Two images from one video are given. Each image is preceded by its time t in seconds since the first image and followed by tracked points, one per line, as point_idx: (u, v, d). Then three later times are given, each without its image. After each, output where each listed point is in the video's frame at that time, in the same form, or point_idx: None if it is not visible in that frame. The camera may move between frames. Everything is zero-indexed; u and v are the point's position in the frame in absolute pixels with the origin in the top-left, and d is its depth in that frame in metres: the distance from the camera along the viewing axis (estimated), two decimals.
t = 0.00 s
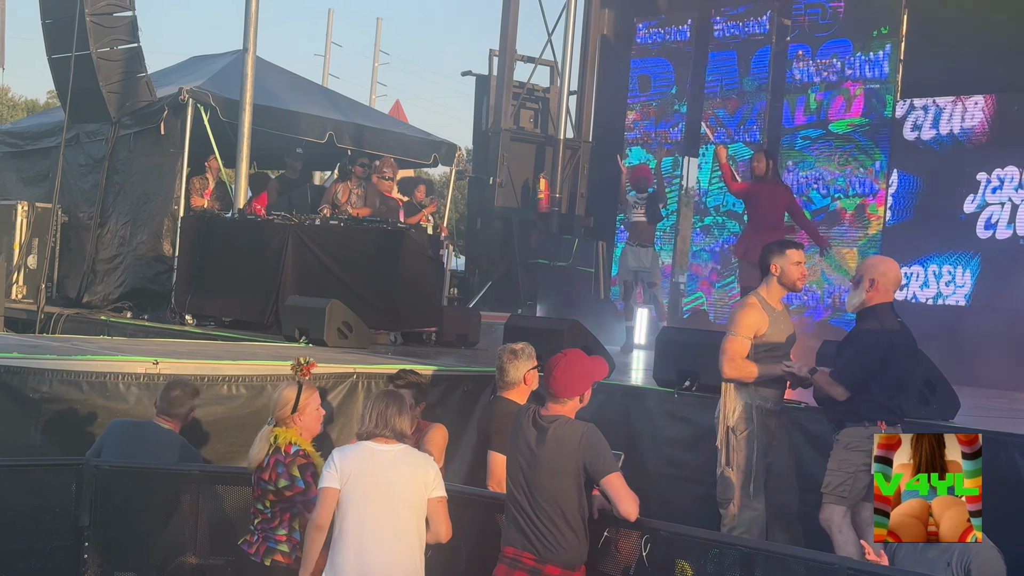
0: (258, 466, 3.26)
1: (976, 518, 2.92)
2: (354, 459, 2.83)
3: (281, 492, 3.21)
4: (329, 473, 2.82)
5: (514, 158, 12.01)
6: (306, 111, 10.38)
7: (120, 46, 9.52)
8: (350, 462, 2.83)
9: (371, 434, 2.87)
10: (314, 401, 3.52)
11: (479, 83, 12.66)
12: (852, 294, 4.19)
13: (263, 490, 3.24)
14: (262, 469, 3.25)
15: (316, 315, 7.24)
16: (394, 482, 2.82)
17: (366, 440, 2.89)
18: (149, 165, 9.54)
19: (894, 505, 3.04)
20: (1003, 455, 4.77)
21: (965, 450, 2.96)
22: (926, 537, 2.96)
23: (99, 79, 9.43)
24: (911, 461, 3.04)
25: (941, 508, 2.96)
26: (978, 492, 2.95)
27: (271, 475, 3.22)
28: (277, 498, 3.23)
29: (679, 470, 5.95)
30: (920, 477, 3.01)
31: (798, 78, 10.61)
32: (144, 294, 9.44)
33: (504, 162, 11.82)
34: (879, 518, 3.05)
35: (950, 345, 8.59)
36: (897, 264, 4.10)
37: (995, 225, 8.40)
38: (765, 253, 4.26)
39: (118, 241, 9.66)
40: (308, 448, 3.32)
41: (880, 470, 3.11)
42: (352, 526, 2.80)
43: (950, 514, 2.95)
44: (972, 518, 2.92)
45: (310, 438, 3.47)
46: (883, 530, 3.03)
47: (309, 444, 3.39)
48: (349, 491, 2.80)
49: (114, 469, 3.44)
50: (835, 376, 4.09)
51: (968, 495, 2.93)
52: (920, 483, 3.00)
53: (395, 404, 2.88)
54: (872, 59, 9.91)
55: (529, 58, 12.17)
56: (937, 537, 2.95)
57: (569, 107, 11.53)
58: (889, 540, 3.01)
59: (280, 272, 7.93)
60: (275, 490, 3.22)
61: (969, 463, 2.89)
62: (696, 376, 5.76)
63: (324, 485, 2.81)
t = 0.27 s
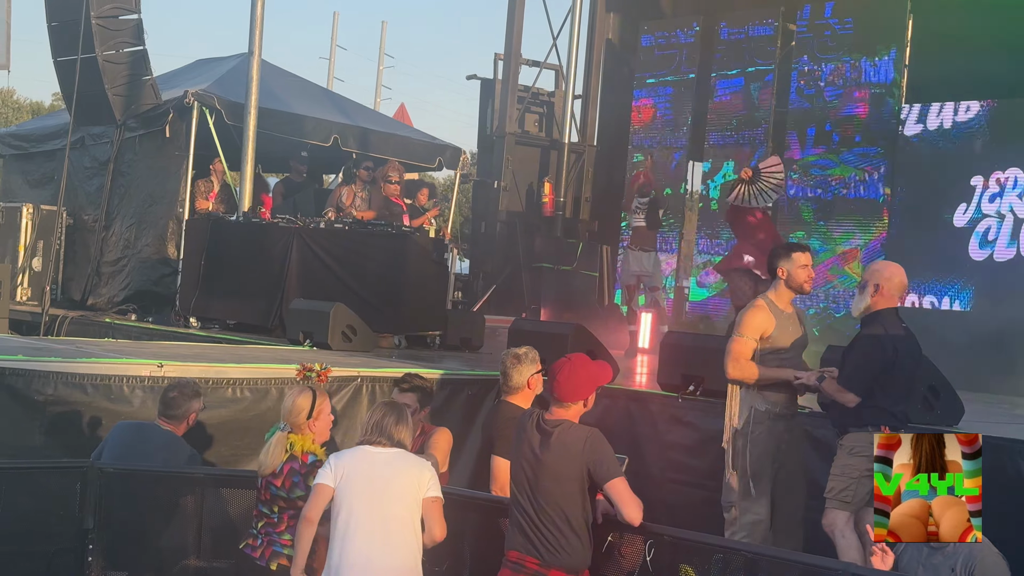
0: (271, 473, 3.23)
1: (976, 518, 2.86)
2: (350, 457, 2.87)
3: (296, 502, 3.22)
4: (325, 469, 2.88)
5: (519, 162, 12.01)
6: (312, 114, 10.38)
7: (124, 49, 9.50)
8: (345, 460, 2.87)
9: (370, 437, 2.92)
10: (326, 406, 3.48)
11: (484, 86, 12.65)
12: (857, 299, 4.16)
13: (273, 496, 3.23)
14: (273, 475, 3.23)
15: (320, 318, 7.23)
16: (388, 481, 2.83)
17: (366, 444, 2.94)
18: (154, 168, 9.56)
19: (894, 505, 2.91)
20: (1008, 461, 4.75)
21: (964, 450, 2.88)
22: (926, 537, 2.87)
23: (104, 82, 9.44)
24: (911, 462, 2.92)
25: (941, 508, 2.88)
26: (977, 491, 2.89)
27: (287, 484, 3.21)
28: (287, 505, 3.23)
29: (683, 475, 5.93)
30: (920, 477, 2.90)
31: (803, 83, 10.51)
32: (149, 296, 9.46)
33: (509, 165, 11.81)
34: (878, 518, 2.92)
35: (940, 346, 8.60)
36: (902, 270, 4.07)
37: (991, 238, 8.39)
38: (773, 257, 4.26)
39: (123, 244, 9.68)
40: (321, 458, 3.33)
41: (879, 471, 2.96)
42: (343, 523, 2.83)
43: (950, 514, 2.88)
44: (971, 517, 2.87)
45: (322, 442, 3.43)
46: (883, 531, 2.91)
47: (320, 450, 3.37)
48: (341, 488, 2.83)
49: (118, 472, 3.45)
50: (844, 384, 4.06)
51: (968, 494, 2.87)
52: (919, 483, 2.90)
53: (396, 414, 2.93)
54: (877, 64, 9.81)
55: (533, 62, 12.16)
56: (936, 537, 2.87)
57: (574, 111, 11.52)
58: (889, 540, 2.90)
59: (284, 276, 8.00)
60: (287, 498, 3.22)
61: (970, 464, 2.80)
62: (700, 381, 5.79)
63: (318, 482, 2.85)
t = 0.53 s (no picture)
0: (281, 478, 3.22)
1: (975, 517, 2.84)
2: (349, 462, 2.93)
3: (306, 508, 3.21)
4: (325, 474, 2.94)
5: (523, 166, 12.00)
6: (317, 118, 10.40)
7: (129, 53, 9.47)
8: (345, 464, 2.93)
9: (371, 445, 2.98)
10: (336, 412, 3.49)
11: (490, 90, 12.64)
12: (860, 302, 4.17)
13: (283, 501, 3.22)
14: (285, 481, 3.22)
15: (324, 322, 7.23)
16: (384, 484, 2.86)
17: (366, 451, 3.00)
18: (159, 171, 9.58)
19: (894, 505, 2.86)
20: (1013, 466, 4.73)
21: (964, 449, 2.84)
22: (925, 537, 2.84)
23: (110, 86, 9.47)
24: (912, 462, 2.86)
25: (941, 508, 2.85)
26: (976, 490, 2.86)
27: (301, 491, 3.20)
28: (295, 510, 3.22)
29: (687, 479, 5.91)
30: (919, 477, 2.85)
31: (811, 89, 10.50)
32: (154, 299, 9.46)
33: (514, 170, 11.80)
34: (878, 518, 2.87)
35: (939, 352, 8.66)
36: (906, 276, 4.07)
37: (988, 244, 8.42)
38: (782, 264, 4.31)
39: (128, 247, 9.70)
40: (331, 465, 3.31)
41: (878, 471, 2.90)
42: (339, 524, 2.85)
43: (950, 514, 2.85)
44: (971, 517, 2.84)
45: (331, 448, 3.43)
46: (883, 531, 2.86)
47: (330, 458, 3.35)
48: (338, 490, 2.88)
49: (123, 475, 3.45)
50: (855, 390, 3.99)
51: (968, 494, 2.84)
52: (919, 483, 2.84)
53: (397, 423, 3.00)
54: (882, 69, 9.75)
55: (539, 66, 12.15)
56: (936, 537, 2.84)
57: (580, 116, 11.51)
58: (888, 540, 2.85)
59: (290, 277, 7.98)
60: (298, 504, 3.21)
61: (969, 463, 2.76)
62: (705, 385, 5.76)
63: (318, 485, 2.91)
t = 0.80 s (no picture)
0: (289, 480, 3.21)
1: (977, 519, 2.49)
2: (349, 468, 2.94)
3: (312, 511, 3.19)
4: (326, 479, 2.96)
5: (528, 171, 12.00)
6: (322, 122, 10.41)
7: (136, 56, 9.50)
8: (345, 468, 2.94)
9: (372, 450, 2.99)
10: (350, 421, 3.46)
11: (495, 94, 12.63)
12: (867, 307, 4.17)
13: (290, 503, 3.21)
14: (293, 483, 3.21)
15: (329, 326, 7.22)
16: (381, 488, 2.86)
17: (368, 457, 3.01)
18: (165, 175, 9.59)
19: (894, 505, 2.59)
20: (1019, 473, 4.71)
21: (965, 450, 2.51)
22: (926, 539, 2.53)
23: (115, 90, 9.47)
24: (911, 461, 2.60)
25: (941, 508, 2.53)
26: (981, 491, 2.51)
27: (307, 493, 3.18)
28: (301, 512, 3.20)
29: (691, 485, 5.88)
30: (919, 477, 2.57)
31: (814, 91, 10.30)
32: (159, 303, 9.47)
33: (519, 174, 11.79)
34: (877, 518, 2.61)
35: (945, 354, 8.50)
36: (912, 281, 4.02)
37: (988, 248, 8.46)
38: (796, 273, 4.38)
39: (133, 250, 9.72)
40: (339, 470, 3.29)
41: (877, 471, 2.65)
42: (336, 529, 2.86)
43: (951, 515, 2.52)
44: (972, 518, 2.49)
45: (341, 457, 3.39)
46: (882, 532, 2.59)
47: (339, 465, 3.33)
48: (337, 494, 2.89)
49: (127, 478, 3.45)
50: (856, 397, 4.03)
51: (969, 495, 2.50)
52: (919, 483, 2.56)
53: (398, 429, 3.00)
54: (888, 73, 9.69)
55: (544, 70, 12.15)
56: (937, 539, 2.52)
57: (585, 120, 11.52)
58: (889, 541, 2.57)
59: (294, 281, 7.93)
60: (304, 506, 3.19)
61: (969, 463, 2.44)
62: (709, 390, 5.81)
63: (319, 489, 2.93)
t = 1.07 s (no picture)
0: (297, 484, 3.21)
1: (977, 518, 2.53)
2: (354, 474, 2.93)
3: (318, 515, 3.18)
4: (331, 485, 2.94)
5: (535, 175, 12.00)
6: (328, 126, 10.42)
7: (144, 60, 9.58)
8: (350, 475, 2.93)
9: (378, 458, 2.98)
10: (363, 429, 3.43)
11: (501, 99, 12.63)
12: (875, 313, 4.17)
13: (296, 506, 3.20)
14: (301, 487, 3.20)
15: (336, 330, 7.23)
16: (387, 494, 2.85)
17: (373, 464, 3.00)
18: (172, 179, 9.60)
19: (894, 505, 2.61)
20: None
21: (964, 450, 2.56)
22: (926, 538, 2.57)
23: (123, 93, 9.48)
24: (911, 462, 2.63)
25: (941, 508, 2.56)
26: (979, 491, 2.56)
27: (314, 497, 3.17)
28: (306, 516, 3.18)
29: (698, 490, 5.87)
30: (919, 477, 2.61)
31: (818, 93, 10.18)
32: (165, 307, 9.48)
33: (525, 178, 11.78)
34: (877, 518, 2.62)
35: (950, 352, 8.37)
36: (919, 287, 4.04)
37: (991, 251, 8.48)
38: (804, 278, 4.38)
39: (140, 254, 9.73)
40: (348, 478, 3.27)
41: (877, 471, 2.67)
42: (339, 534, 2.85)
43: (950, 515, 2.55)
44: (972, 518, 2.53)
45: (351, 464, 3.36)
46: (882, 532, 2.60)
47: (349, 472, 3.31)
48: (341, 500, 2.88)
49: (134, 482, 3.45)
50: (858, 402, 4.04)
51: (969, 495, 2.54)
52: (919, 483, 2.60)
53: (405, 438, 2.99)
54: (894, 76, 9.56)
55: (550, 75, 12.15)
56: (937, 538, 2.55)
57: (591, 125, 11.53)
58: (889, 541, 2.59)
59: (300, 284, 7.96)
60: (310, 510, 3.18)
61: (968, 463, 2.49)
62: (715, 395, 5.79)
63: (324, 494, 2.93)
